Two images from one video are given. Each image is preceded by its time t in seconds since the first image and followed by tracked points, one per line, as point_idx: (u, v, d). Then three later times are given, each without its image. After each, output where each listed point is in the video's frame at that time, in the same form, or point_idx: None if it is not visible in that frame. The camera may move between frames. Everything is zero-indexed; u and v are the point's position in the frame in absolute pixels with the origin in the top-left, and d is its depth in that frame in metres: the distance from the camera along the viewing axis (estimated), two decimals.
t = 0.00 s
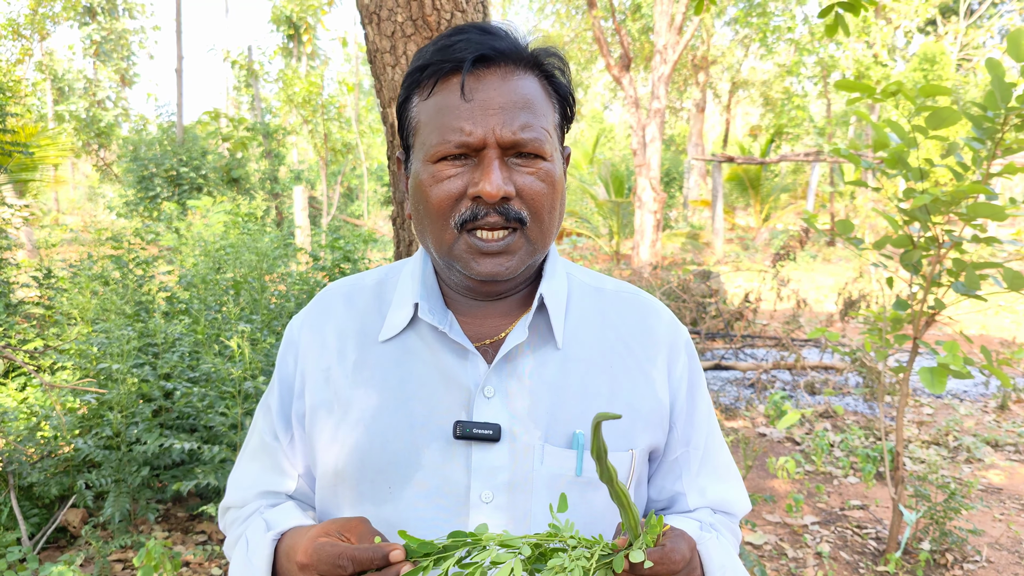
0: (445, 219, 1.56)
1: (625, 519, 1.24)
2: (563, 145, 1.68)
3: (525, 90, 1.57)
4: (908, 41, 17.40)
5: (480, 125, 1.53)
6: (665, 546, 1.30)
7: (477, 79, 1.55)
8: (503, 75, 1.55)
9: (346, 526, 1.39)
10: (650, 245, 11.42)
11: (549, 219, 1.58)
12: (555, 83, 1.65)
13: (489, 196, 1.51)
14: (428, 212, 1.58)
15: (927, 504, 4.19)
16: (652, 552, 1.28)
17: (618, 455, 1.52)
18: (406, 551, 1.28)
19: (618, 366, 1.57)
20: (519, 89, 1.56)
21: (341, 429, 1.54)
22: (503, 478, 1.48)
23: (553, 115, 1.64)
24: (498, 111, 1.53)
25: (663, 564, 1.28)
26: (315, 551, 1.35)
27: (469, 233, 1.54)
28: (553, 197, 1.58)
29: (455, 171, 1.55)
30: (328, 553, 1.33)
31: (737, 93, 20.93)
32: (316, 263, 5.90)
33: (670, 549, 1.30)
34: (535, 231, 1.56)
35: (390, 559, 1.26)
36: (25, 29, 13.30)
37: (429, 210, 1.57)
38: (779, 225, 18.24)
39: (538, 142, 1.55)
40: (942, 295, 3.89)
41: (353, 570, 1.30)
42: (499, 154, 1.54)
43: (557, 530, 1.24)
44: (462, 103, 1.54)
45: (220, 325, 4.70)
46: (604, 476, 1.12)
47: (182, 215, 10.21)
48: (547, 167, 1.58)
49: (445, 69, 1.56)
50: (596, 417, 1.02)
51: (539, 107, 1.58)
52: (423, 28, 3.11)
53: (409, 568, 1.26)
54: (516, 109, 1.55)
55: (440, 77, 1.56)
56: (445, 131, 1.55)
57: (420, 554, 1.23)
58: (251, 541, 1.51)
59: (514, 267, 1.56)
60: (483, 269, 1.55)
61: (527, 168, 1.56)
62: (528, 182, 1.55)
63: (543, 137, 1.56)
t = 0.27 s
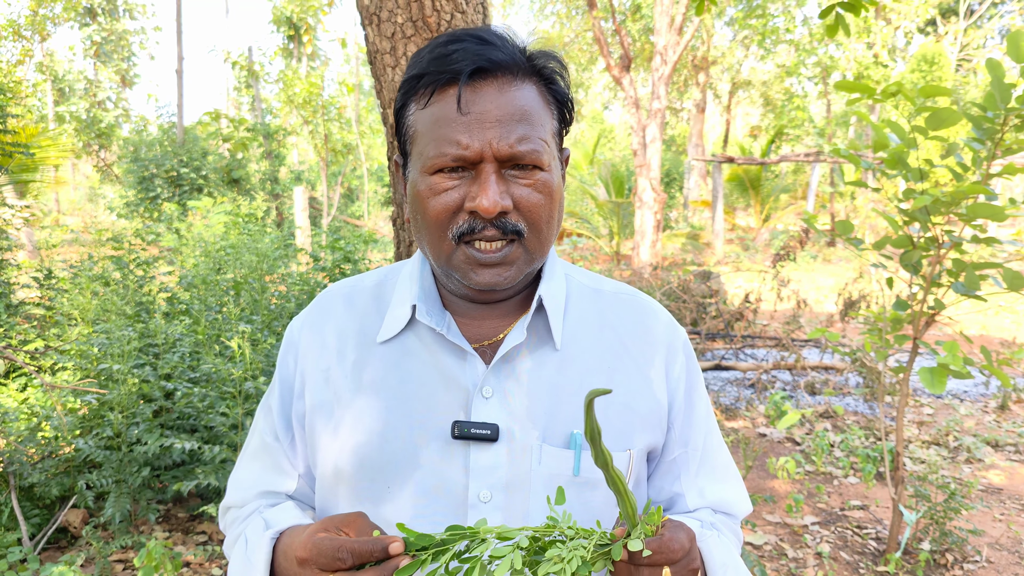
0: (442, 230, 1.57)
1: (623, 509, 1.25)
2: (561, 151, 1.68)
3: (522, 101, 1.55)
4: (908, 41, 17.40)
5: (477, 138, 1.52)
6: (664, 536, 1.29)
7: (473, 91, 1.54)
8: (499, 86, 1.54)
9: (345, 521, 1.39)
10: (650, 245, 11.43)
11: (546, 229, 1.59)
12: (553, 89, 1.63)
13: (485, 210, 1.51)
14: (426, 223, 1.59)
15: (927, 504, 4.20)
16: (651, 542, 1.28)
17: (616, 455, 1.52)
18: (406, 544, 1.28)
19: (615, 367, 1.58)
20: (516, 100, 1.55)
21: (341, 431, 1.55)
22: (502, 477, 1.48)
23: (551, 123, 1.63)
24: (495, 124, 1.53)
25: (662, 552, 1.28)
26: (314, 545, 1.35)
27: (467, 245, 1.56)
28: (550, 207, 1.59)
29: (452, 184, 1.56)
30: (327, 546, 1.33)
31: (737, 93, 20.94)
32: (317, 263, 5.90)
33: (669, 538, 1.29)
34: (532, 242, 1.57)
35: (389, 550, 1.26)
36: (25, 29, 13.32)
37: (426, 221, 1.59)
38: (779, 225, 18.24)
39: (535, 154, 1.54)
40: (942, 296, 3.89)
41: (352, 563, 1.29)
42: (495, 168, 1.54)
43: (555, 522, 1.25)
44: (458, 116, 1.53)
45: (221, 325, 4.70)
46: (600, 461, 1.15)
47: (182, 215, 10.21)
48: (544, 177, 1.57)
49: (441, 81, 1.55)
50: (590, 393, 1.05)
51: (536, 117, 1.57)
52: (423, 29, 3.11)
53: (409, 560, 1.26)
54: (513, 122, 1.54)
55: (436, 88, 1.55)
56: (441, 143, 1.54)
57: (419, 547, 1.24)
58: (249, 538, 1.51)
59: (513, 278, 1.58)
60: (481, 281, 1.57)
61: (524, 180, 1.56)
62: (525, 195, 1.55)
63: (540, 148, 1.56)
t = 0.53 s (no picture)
0: (436, 230, 1.57)
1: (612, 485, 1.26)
2: (554, 150, 1.68)
3: (516, 103, 1.56)
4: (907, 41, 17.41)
5: (471, 140, 1.53)
6: (654, 514, 1.27)
7: (467, 93, 1.54)
8: (493, 87, 1.54)
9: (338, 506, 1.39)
10: (650, 245, 11.42)
11: (539, 229, 1.59)
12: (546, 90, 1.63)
13: (478, 211, 1.51)
14: (420, 222, 1.59)
15: (927, 503, 4.20)
16: (641, 520, 1.26)
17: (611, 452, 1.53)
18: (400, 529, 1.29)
19: (611, 365, 1.58)
20: (509, 101, 1.55)
21: (339, 431, 1.55)
22: (498, 474, 1.49)
23: (545, 123, 1.64)
24: (488, 125, 1.53)
25: (653, 530, 1.25)
26: (308, 528, 1.34)
27: (461, 245, 1.57)
28: (543, 206, 1.59)
29: (446, 184, 1.56)
30: (322, 529, 1.32)
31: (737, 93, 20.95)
32: (316, 264, 5.91)
33: (659, 518, 1.26)
34: (526, 240, 1.58)
35: (386, 531, 1.27)
36: (25, 30, 13.32)
37: (420, 221, 1.59)
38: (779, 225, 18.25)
39: (528, 154, 1.55)
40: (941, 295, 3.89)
41: (347, 546, 1.29)
42: (489, 168, 1.55)
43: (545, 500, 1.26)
44: (452, 117, 1.54)
45: (220, 325, 4.71)
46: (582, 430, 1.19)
47: (182, 216, 10.21)
48: (537, 177, 1.58)
49: (435, 83, 1.55)
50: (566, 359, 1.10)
51: (529, 118, 1.57)
52: (421, 29, 3.12)
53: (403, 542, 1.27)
54: (507, 123, 1.54)
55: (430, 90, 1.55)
56: (436, 144, 1.55)
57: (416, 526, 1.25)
58: (245, 537, 1.51)
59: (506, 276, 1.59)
60: (475, 280, 1.58)
61: (518, 180, 1.56)
62: (518, 195, 1.56)
63: (533, 149, 1.56)
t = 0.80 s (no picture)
0: (431, 205, 1.56)
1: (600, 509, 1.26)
2: (548, 139, 1.70)
3: (507, 82, 1.59)
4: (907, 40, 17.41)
5: (464, 113, 1.55)
6: (641, 539, 1.28)
7: (459, 72, 1.58)
8: (485, 67, 1.59)
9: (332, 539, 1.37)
10: (650, 244, 11.43)
11: (534, 204, 1.58)
12: (538, 79, 1.67)
13: (472, 177, 1.51)
14: (415, 201, 1.59)
15: (926, 503, 4.20)
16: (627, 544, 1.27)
17: (608, 449, 1.53)
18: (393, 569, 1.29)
19: (608, 361, 1.58)
20: (502, 80, 1.58)
21: (338, 424, 1.55)
22: (494, 473, 1.49)
23: (538, 108, 1.66)
24: (481, 99, 1.56)
25: (640, 555, 1.26)
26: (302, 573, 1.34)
27: (456, 218, 1.55)
28: (538, 183, 1.59)
29: (440, 159, 1.57)
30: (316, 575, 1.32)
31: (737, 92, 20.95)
32: (316, 264, 5.91)
33: (647, 542, 1.28)
34: (521, 216, 1.56)
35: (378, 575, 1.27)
36: (25, 30, 13.33)
37: (416, 198, 1.58)
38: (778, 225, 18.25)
39: (520, 129, 1.57)
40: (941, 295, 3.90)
41: None
42: (482, 140, 1.56)
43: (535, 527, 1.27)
44: (446, 93, 1.57)
45: (220, 325, 4.71)
46: (565, 460, 1.19)
47: (182, 216, 10.21)
48: (531, 154, 1.59)
49: (429, 64, 1.59)
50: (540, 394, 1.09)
51: (521, 97, 1.60)
52: (421, 29, 3.12)
53: None
54: (499, 98, 1.57)
55: (425, 71, 1.59)
56: (430, 121, 1.57)
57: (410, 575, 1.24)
58: (245, 545, 1.52)
59: (502, 249, 1.55)
60: (470, 251, 1.55)
61: (512, 154, 1.57)
62: (512, 167, 1.56)
63: (525, 125, 1.58)
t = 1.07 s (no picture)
0: (426, 205, 1.56)
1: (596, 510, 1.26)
2: (542, 138, 1.70)
3: (500, 82, 1.60)
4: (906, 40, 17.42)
5: (458, 112, 1.55)
6: (637, 540, 1.27)
7: (452, 72, 1.58)
8: (477, 68, 1.59)
9: (329, 541, 1.37)
10: (650, 244, 11.43)
11: (528, 202, 1.58)
12: (531, 79, 1.68)
13: (466, 176, 1.51)
14: (410, 202, 1.59)
15: (926, 502, 4.21)
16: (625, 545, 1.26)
17: (605, 447, 1.53)
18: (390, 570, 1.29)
19: (604, 360, 1.58)
20: (493, 81, 1.59)
21: (336, 424, 1.56)
22: (491, 471, 1.49)
23: (530, 107, 1.66)
24: (474, 99, 1.56)
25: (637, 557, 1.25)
26: None
27: (451, 217, 1.55)
28: (531, 181, 1.59)
29: (434, 159, 1.57)
30: None
31: (737, 92, 20.95)
32: (316, 264, 5.91)
33: (643, 543, 1.27)
34: (514, 214, 1.56)
35: None
36: (25, 30, 13.33)
37: (411, 199, 1.58)
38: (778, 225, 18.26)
39: (512, 128, 1.57)
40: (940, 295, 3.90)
41: None
42: (475, 139, 1.56)
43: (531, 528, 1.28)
44: (439, 94, 1.57)
45: (220, 326, 4.71)
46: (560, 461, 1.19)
47: (182, 216, 10.21)
48: (524, 153, 1.59)
49: (422, 65, 1.60)
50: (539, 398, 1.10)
51: (513, 96, 1.60)
52: (420, 30, 3.12)
53: None
54: (492, 97, 1.57)
55: (418, 73, 1.60)
56: (424, 122, 1.57)
57: None
58: (245, 546, 1.52)
59: (496, 247, 1.55)
60: (465, 249, 1.54)
61: (505, 153, 1.57)
62: (506, 166, 1.56)
63: (517, 124, 1.58)
